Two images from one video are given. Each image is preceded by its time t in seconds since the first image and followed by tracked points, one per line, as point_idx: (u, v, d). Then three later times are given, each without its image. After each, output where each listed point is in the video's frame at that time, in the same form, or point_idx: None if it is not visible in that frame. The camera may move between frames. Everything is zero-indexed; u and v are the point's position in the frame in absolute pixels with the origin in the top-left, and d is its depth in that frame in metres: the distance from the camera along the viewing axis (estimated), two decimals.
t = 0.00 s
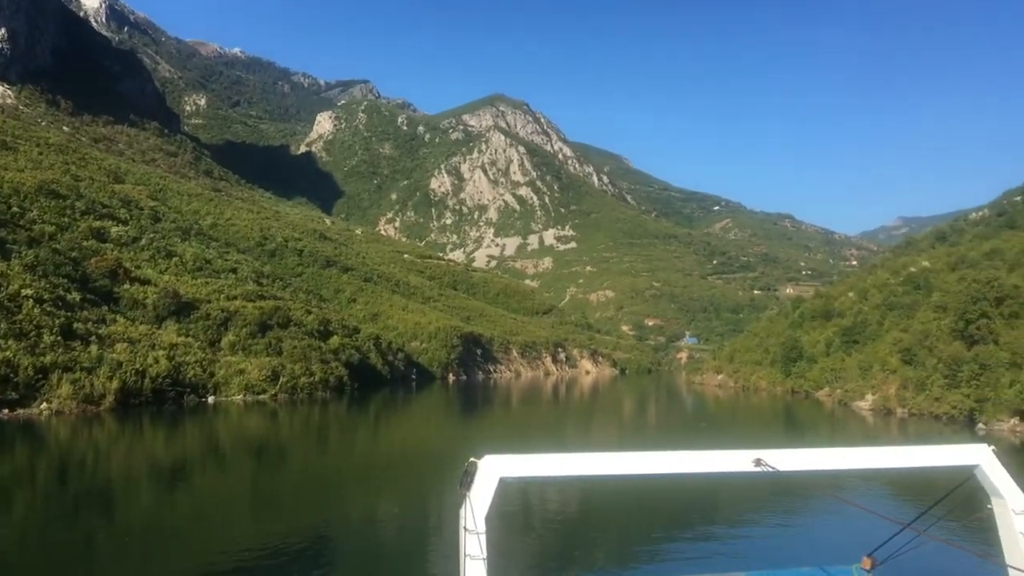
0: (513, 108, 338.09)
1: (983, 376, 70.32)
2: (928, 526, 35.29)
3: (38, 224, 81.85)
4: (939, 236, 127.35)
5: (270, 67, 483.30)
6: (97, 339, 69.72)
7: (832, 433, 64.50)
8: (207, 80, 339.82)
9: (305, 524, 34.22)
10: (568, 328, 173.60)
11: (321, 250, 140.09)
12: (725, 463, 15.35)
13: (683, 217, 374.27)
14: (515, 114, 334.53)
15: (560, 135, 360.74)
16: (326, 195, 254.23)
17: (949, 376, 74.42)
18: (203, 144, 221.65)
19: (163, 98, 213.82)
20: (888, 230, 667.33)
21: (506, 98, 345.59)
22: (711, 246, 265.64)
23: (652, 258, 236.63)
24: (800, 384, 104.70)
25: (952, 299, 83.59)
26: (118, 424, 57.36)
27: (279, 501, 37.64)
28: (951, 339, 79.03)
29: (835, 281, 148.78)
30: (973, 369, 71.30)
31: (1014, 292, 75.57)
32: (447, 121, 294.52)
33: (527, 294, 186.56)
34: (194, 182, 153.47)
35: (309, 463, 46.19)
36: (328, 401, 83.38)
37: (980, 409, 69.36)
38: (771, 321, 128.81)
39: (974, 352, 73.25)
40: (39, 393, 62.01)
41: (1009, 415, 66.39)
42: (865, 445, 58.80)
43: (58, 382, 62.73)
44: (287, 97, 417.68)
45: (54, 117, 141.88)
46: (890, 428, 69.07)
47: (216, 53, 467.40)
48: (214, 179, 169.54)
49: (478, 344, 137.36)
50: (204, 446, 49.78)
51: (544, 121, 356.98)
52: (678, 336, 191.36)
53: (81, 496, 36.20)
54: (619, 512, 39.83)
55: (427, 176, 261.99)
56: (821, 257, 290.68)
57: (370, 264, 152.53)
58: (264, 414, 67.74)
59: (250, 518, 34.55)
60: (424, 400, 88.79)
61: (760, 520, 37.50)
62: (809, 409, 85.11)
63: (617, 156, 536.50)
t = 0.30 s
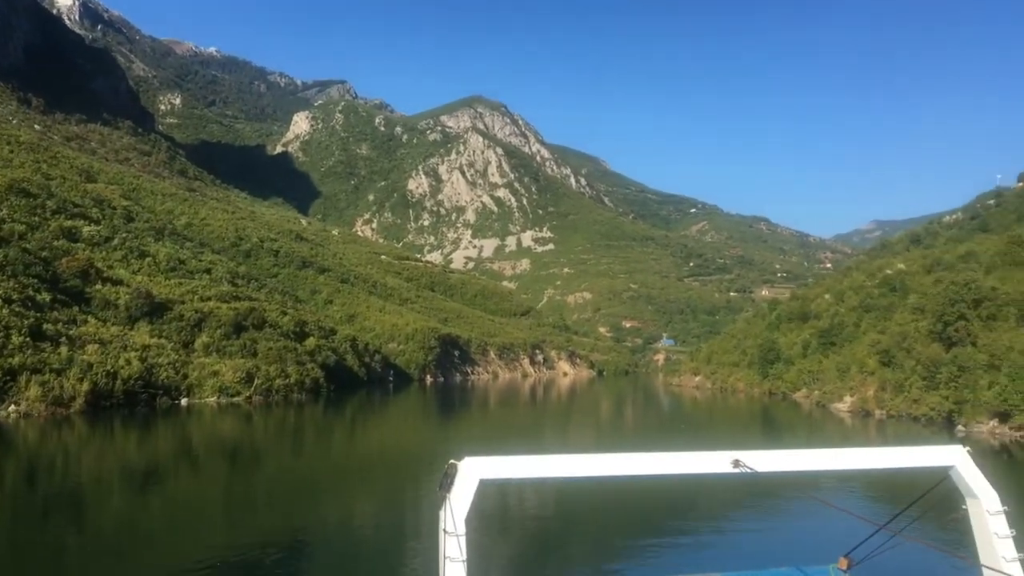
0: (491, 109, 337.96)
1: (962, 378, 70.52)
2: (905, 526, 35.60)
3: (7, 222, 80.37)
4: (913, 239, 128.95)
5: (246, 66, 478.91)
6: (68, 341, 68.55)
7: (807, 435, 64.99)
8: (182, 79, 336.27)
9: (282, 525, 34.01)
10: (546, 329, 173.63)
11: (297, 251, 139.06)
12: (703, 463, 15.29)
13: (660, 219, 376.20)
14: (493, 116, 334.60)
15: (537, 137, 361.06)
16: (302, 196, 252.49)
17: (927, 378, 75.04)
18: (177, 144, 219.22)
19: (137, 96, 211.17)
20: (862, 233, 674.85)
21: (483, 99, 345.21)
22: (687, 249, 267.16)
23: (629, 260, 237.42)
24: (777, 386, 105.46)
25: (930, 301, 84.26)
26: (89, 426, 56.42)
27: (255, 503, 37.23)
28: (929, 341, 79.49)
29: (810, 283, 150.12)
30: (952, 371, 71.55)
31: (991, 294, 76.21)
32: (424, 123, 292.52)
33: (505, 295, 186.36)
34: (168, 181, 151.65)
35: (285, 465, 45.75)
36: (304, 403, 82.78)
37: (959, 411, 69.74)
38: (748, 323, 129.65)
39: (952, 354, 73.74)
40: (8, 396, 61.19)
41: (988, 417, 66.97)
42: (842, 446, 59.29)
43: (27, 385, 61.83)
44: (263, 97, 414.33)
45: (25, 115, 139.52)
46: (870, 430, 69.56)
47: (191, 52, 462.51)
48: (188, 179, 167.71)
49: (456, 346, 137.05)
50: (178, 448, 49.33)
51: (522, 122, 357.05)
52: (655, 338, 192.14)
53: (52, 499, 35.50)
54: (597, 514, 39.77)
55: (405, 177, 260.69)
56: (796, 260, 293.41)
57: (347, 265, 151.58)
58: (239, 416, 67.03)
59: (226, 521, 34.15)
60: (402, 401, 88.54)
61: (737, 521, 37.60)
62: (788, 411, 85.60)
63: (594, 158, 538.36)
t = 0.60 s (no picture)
0: (471, 111, 337.89)
1: (943, 381, 70.86)
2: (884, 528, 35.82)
3: None
4: (891, 243, 130.32)
5: (224, 66, 475.27)
6: (40, 342, 67.45)
7: (786, 437, 65.38)
8: (159, 79, 333.09)
9: (259, 529, 33.69)
10: (526, 332, 173.55)
11: (275, 252, 138.02)
12: (684, 464, 15.15)
13: (640, 222, 377.86)
14: (473, 118, 334.60)
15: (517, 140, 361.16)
16: (280, 198, 250.95)
17: (908, 381, 75.53)
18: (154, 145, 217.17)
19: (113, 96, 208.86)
20: (838, 237, 681.87)
21: (463, 101, 345.20)
22: (667, 252, 268.48)
23: (609, 263, 238.13)
24: (757, 389, 106.13)
25: (911, 304, 84.96)
26: (60, 430, 55.51)
27: (231, 508, 36.84)
28: (910, 344, 79.80)
29: (788, 287, 151.31)
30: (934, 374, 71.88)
31: (972, 296, 76.27)
32: (404, 125, 292.35)
33: (485, 297, 186.03)
34: (144, 182, 150.08)
35: (262, 469, 45.33)
36: (281, 406, 82.11)
37: (941, 414, 69.57)
38: (727, 326, 130.46)
39: (934, 356, 74.12)
40: None
41: (970, 420, 66.32)
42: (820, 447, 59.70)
43: None
44: (242, 97, 411.56)
45: None
46: (850, 432, 70.04)
47: (168, 51, 458.03)
48: (164, 179, 166.13)
49: (436, 348, 136.62)
50: (153, 451, 48.82)
51: (501, 124, 357.31)
52: (635, 340, 192.67)
53: (23, 504, 34.93)
54: (577, 516, 39.68)
55: (384, 178, 259.67)
56: (774, 263, 295.77)
57: (325, 267, 150.51)
58: (215, 420, 66.31)
59: (201, 526, 33.76)
60: (380, 404, 88.10)
61: (716, 523, 37.62)
62: (768, 413, 86.11)
63: (574, 160, 539.97)
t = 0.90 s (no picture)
0: (456, 113, 337.75)
1: (933, 384, 71.00)
2: (869, 530, 35.77)
3: None
4: (876, 245, 131.26)
5: (207, 67, 472.35)
6: (19, 344, 66.58)
7: (771, 440, 65.60)
8: (142, 80, 330.64)
9: (244, 534, 33.32)
10: (511, 334, 173.43)
11: (259, 254, 137.20)
12: (669, 467, 15.06)
13: (625, 225, 378.91)
14: (459, 119, 334.46)
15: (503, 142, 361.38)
16: (265, 199, 249.65)
17: (898, 383, 75.85)
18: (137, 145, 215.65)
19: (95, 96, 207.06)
20: (822, 240, 686.76)
21: (449, 103, 345.23)
22: (652, 254, 269.38)
23: (594, 266, 238.58)
24: (744, 391, 106.55)
25: (899, 307, 85.44)
26: (40, 434, 54.83)
27: (214, 511, 36.52)
28: (899, 346, 80.01)
29: (772, 289, 152.19)
30: (923, 376, 72.03)
31: (961, 298, 75.73)
32: (390, 127, 292.89)
33: (471, 299, 185.69)
34: (127, 183, 148.88)
35: (246, 473, 44.95)
36: (265, 409, 81.57)
37: (931, 417, 69.82)
38: (713, 328, 130.99)
39: (923, 359, 74.19)
40: None
41: (960, 424, 67.02)
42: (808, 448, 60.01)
43: None
44: (225, 98, 409.28)
45: None
46: (837, 435, 70.30)
47: (151, 52, 454.49)
48: (147, 180, 164.93)
49: (421, 350, 136.28)
50: (133, 455, 48.29)
51: (487, 127, 357.43)
52: (621, 343, 193.00)
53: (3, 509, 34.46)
54: (562, 518, 39.60)
55: (369, 180, 258.87)
56: (759, 266, 297.51)
57: (309, 268, 149.67)
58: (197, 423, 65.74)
59: (184, 530, 33.44)
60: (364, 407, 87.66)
61: (701, 526, 37.51)
62: (756, 416, 86.40)
63: (560, 163, 540.93)
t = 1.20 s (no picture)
0: (446, 116, 337.47)
1: (929, 386, 71.12)
2: (861, 533, 35.79)
3: None
4: (867, 248, 131.80)
5: (197, 70, 470.36)
6: (4, 347, 65.88)
7: (763, 443, 65.57)
8: (130, 82, 328.71)
9: (232, 538, 33.06)
10: (502, 337, 173.21)
11: (248, 256, 136.48)
12: (662, 470, 14.89)
13: (616, 227, 379.47)
14: (449, 122, 334.20)
15: (493, 144, 361.52)
16: (255, 202, 248.54)
17: (894, 387, 75.91)
18: (125, 148, 214.36)
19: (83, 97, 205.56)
20: (812, 243, 689.32)
21: (439, 105, 345.20)
22: (642, 257, 269.84)
23: (585, 269, 238.75)
24: (737, 394, 106.62)
25: (894, 309, 85.69)
26: (26, 438, 54.35)
27: (204, 515, 36.32)
28: (895, 348, 80.33)
29: (763, 292, 152.62)
30: (920, 379, 72.22)
31: (956, 301, 76.56)
32: (380, 129, 292.50)
33: (462, 302, 185.40)
34: (115, 185, 147.96)
35: (236, 476, 44.75)
36: (254, 412, 81.15)
37: (928, 420, 69.83)
38: (704, 331, 131.14)
39: (919, 361, 74.40)
40: None
41: (957, 426, 67.05)
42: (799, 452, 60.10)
43: None
44: (215, 101, 407.47)
45: None
46: (833, 438, 70.40)
47: (141, 54, 452.29)
48: (135, 182, 163.94)
49: (412, 353, 135.97)
50: (121, 459, 47.97)
51: (477, 129, 357.43)
52: (612, 345, 193.16)
53: None
54: (553, 521, 39.48)
55: (359, 182, 258.20)
56: (749, 268, 298.51)
57: (299, 271, 149.08)
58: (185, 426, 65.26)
59: (173, 534, 33.24)
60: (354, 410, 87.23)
61: (693, 530, 37.30)
62: (750, 419, 86.39)
63: (550, 166, 541.29)
